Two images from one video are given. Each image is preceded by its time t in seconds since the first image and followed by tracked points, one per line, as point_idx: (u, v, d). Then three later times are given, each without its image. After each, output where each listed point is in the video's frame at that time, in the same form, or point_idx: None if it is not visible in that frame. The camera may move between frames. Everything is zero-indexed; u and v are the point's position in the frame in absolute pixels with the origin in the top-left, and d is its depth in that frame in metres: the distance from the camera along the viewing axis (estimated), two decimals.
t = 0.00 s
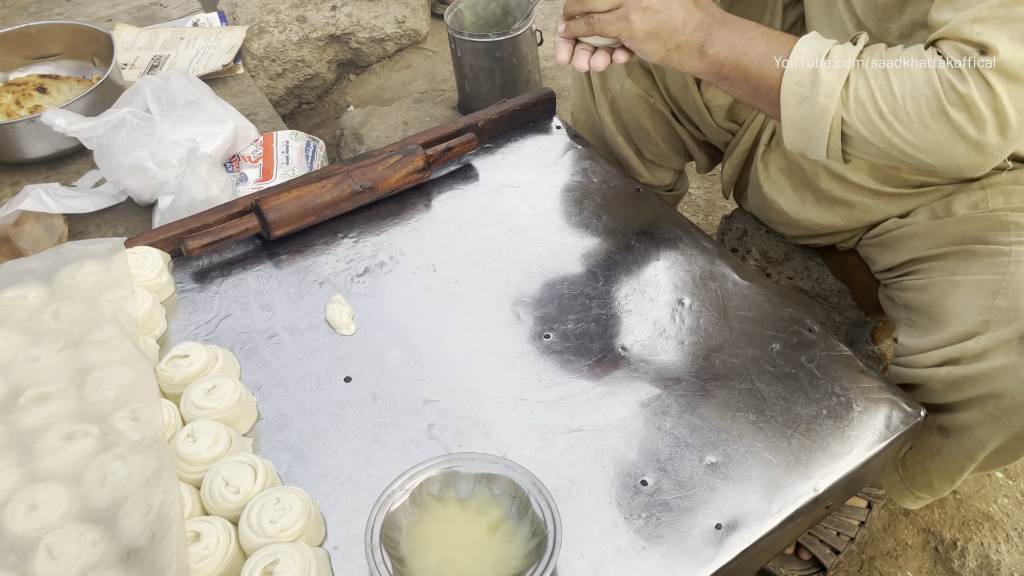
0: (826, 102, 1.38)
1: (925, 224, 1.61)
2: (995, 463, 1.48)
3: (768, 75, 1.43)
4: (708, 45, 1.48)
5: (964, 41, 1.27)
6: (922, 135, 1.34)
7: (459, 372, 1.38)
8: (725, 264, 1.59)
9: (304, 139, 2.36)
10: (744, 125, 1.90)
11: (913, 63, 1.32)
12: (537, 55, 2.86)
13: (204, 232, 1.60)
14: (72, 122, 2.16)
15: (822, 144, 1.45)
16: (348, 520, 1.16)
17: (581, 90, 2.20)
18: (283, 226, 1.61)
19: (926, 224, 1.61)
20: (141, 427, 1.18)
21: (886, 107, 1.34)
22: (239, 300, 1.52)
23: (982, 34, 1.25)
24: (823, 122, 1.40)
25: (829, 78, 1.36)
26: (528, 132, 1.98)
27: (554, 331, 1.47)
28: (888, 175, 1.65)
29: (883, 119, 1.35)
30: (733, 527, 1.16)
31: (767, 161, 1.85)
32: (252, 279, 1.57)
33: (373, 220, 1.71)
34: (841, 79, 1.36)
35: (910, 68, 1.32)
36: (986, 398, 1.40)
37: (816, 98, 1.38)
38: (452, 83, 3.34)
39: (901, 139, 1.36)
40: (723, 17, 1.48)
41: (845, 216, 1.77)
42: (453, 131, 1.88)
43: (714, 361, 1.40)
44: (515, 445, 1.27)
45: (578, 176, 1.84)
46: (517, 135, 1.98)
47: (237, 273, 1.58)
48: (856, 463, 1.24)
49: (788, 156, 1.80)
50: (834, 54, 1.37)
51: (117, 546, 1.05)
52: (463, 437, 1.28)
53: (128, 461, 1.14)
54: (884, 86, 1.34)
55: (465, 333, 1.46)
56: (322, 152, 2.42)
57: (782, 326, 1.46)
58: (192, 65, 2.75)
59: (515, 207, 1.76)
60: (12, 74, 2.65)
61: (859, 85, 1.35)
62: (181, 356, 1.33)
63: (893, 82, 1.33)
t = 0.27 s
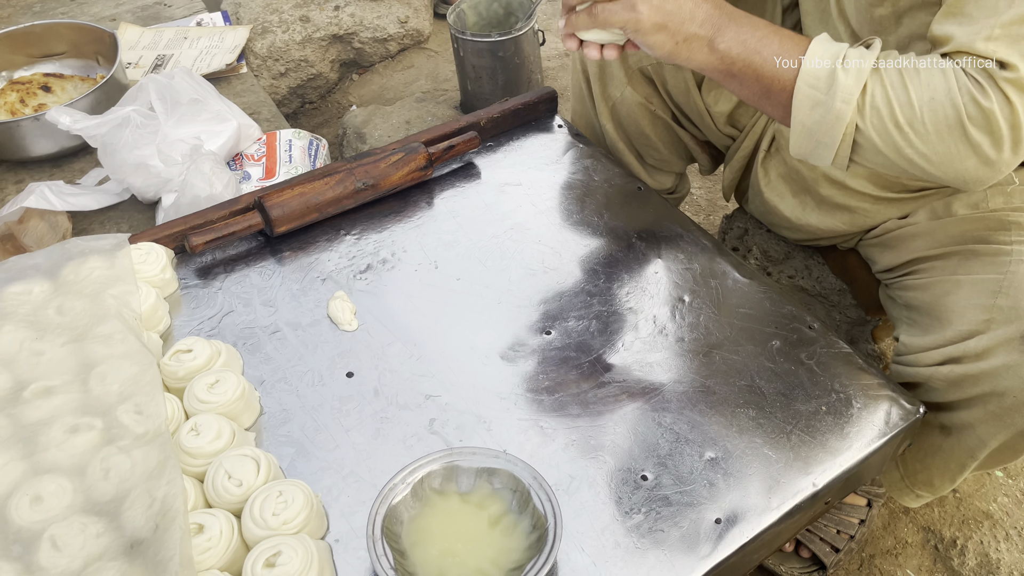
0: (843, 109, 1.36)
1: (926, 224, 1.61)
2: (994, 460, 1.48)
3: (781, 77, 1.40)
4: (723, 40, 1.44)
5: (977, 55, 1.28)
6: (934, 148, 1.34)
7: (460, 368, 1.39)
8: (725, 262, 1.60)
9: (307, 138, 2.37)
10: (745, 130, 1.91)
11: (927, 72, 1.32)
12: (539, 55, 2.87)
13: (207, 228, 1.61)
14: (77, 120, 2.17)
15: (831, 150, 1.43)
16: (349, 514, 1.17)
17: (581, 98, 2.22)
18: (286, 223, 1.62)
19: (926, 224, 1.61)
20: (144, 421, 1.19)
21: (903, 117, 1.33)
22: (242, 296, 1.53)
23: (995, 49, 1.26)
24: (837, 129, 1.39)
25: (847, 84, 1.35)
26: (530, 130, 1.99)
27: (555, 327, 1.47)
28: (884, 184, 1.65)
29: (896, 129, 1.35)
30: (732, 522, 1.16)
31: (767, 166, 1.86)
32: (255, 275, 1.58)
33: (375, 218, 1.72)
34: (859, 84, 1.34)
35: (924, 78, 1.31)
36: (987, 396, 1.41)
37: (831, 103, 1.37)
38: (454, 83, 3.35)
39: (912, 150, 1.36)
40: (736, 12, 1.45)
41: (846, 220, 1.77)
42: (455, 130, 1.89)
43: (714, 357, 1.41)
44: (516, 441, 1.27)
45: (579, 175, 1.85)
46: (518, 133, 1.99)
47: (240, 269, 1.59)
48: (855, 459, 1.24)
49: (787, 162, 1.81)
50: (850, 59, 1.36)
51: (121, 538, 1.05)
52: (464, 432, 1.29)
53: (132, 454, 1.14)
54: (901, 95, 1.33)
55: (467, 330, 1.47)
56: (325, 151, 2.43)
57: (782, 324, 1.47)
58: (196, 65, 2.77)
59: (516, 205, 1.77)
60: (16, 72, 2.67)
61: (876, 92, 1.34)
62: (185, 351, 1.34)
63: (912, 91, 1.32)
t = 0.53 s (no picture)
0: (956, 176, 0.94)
1: (934, 232, 1.57)
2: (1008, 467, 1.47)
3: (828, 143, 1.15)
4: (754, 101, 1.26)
5: None
6: None
7: (462, 370, 1.40)
8: (725, 265, 1.61)
9: (310, 141, 2.38)
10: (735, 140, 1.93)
11: (979, 113, 1.20)
12: (541, 58, 2.88)
13: (211, 230, 1.62)
14: (81, 122, 2.18)
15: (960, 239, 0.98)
16: (352, 514, 1.18)
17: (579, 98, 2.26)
18: (290, 225, 1.62)
19: (937, 231, 1.57)
20: (149, 422, 1.20)
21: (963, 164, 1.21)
22: (245, 298, 1.54)
23: None
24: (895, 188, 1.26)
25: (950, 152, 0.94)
26: (532, 134, 2.00)
27: (556, 330, 1.48)
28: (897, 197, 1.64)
29: (956, 177, 1.22)
30: (732, 524, 1.17)
31: (765, 177, 1.86)
32: (258, 277, 1.59)
33: (378, 220, 1.73)
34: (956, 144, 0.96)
35: None
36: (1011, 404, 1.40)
37: (884, 165, 1.25)
38: (456, 86, 3.37)
39: (975, 194, 1.22)
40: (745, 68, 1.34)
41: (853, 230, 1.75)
42: (457, 133, 1.90)
43: (715, 360, 1.42)
44: (517, 442, 1.28)
45: (580, 178, 1.86)
46: (520, 137, 2.00)
47: (244, 271, 1.60)
48: (854, 462, 1.25)
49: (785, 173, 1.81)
50: (896, 117, 1.23)
51: (125, 537, 1.06)
52: (466, 433, 1.29)
53: (136, 454, 1.15)
54: (954, 142, 1.21)
55: (468, 332, 1.47)
56: (328, 154, 2.44)
57: (782, 327, 1.47)
58: (200, 67, 2.78)
59: (518, 208, 1.78)
60: (21, 75, 2.68)
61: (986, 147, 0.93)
62: (189, 352, 1.35)
63: None
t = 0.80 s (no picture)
0: (889, 331, 0.94)
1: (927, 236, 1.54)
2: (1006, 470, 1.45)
3: (806, 362, 1.00)
4: (728, 385, 1.02)
5: (1000, 150, 0.92)
6: (1008, 294, 0.92)
7: (464, 369, 1.41)
8: (726, 265, 1.61)
9: (313, 142, 2.39)
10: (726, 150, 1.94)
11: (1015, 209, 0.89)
12: (543, 61, 2.89)
13: (214, 230, 1.62)
14: (85, 123, 2.19)
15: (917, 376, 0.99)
16: (354, 512, 1.19)
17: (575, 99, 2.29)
18: (292, 225, 1.63)
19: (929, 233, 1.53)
20: (153, 420, 1.20)
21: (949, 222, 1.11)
22: (248, 297, 1.55)
23: None
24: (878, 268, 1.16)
25: (870, 314, 0.95)
26: (534, 135, 2.01)
27: (557, 329, 1.49)
28: (881, 208, 1.61)
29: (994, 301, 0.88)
30: (732, 523, 1.18)
31: (758, 189, 1.87)
32: (261, 277, 1.60)
33: (380, 221, 1.74)
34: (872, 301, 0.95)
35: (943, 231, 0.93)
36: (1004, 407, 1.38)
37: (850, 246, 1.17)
38: (458, 88, 3.38)
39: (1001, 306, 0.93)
40: (715, 344, 1.07)
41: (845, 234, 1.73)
42: (459, 134, 1.91)
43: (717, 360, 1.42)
44: (518, 441, 1.29)
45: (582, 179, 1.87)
46: (522, 139, 2.01)
47: (247, 271, 1.61)
48: (854, 461, 1.26)
49: (776, 185, 1.82)
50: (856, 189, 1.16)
51: (130, 534, 1.07)
52: (467, 432, 1.30)
53: (140, 451, 1.16)
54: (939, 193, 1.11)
55: (471, 332, 1.48)
56: (330, 155, 2.45)
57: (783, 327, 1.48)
58: (202, 69, 2.79)
59: (520, 208, 1.78)
60: (25, 76, 2.69)
61: (891, 292, 0.95)
62: (192, 351, 1.36)
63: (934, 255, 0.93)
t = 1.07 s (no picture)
0: (867, 365, 0.95)
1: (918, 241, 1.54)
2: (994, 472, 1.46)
3: (782, 397, 1.00)
4: (701, 414, 1.02)
5: (979, 189, 0.94)
6: (993, 333, 0.92)
7: (465, 366, 1.42)
8: (726, 264, 1.62)
9: (314, 143, 2.40)
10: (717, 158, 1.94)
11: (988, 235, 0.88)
12: (543, 62, 2.90)
13: (217, 229, 1.63)
14: (88, 123, 2.21)
15: (898, 416, 0.99)
16: (356, 507, 1.20)
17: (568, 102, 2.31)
18: (294, 224, 1.64)
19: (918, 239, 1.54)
20: (156, 415, 1.21)
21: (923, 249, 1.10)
22: (251, 295, 1.56)
23: (1006, 175, 0.91)
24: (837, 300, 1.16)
25: (848, 347, 0.96)
26: (534, 135, 2.02)
27: (558, 327, 1.50)
28: (869, 218, 1.63)
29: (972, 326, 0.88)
30: (732, 518, 1.19)
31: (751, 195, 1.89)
32: (264, 275, 1.61)
33: (381, 220, 1.75)
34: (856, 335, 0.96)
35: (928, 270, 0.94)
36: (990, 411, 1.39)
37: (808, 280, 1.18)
38: (459, 90, 3.39)
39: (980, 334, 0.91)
40: (696, 373, 1.07)
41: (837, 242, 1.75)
42: (460, 134, 1.92)
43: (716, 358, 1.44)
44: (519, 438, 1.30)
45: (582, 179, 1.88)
46: (522, 139, 2.02)
47: (249, 269, 1.62)
48: (853, 457, 1.27)
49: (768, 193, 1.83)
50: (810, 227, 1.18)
51: (133, 528, 1.08)
52: (468, 429, 1.31)
53: (144, 446, 1.17)
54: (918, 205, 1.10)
55: (472, 330, 1.49)
56: (331, 156, 2.46)
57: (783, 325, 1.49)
58: (204, 70, 2.81)
59: (520, 208, 1.80)
60: (27, 76, 2.71)
61: (873, 326, 0.96)
62: (195, 348, 1.37)
63: (916, 291, 0.94)
